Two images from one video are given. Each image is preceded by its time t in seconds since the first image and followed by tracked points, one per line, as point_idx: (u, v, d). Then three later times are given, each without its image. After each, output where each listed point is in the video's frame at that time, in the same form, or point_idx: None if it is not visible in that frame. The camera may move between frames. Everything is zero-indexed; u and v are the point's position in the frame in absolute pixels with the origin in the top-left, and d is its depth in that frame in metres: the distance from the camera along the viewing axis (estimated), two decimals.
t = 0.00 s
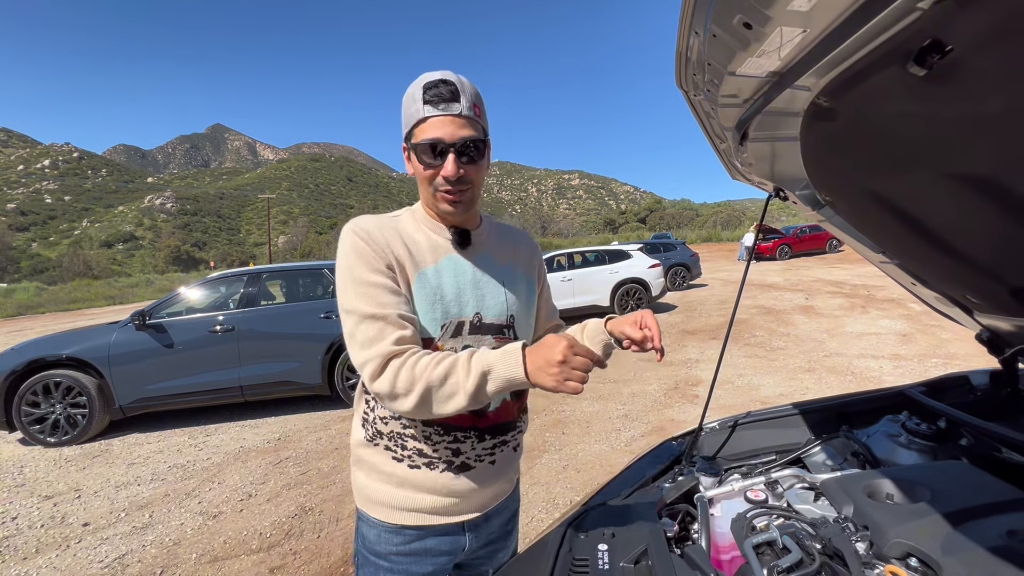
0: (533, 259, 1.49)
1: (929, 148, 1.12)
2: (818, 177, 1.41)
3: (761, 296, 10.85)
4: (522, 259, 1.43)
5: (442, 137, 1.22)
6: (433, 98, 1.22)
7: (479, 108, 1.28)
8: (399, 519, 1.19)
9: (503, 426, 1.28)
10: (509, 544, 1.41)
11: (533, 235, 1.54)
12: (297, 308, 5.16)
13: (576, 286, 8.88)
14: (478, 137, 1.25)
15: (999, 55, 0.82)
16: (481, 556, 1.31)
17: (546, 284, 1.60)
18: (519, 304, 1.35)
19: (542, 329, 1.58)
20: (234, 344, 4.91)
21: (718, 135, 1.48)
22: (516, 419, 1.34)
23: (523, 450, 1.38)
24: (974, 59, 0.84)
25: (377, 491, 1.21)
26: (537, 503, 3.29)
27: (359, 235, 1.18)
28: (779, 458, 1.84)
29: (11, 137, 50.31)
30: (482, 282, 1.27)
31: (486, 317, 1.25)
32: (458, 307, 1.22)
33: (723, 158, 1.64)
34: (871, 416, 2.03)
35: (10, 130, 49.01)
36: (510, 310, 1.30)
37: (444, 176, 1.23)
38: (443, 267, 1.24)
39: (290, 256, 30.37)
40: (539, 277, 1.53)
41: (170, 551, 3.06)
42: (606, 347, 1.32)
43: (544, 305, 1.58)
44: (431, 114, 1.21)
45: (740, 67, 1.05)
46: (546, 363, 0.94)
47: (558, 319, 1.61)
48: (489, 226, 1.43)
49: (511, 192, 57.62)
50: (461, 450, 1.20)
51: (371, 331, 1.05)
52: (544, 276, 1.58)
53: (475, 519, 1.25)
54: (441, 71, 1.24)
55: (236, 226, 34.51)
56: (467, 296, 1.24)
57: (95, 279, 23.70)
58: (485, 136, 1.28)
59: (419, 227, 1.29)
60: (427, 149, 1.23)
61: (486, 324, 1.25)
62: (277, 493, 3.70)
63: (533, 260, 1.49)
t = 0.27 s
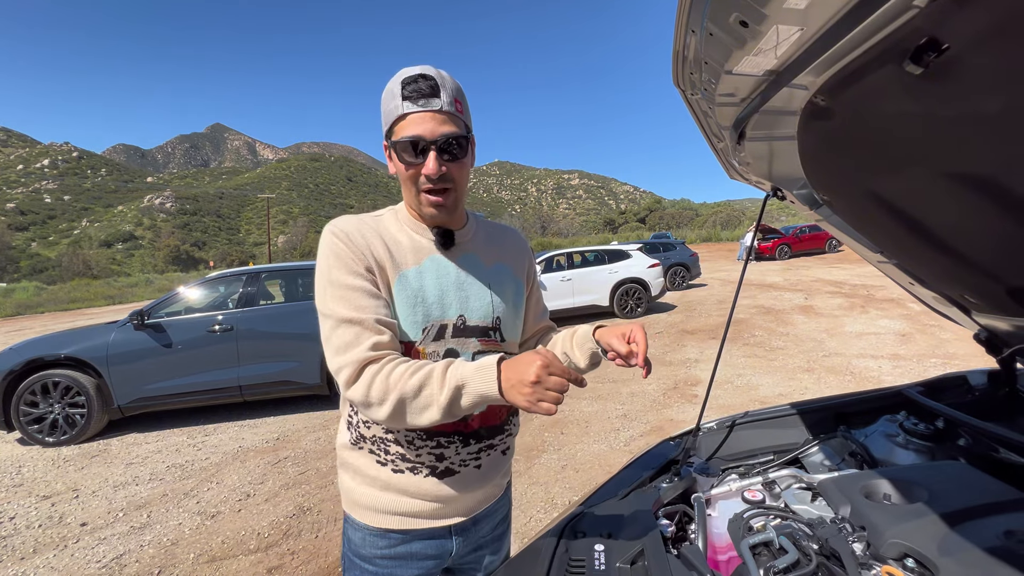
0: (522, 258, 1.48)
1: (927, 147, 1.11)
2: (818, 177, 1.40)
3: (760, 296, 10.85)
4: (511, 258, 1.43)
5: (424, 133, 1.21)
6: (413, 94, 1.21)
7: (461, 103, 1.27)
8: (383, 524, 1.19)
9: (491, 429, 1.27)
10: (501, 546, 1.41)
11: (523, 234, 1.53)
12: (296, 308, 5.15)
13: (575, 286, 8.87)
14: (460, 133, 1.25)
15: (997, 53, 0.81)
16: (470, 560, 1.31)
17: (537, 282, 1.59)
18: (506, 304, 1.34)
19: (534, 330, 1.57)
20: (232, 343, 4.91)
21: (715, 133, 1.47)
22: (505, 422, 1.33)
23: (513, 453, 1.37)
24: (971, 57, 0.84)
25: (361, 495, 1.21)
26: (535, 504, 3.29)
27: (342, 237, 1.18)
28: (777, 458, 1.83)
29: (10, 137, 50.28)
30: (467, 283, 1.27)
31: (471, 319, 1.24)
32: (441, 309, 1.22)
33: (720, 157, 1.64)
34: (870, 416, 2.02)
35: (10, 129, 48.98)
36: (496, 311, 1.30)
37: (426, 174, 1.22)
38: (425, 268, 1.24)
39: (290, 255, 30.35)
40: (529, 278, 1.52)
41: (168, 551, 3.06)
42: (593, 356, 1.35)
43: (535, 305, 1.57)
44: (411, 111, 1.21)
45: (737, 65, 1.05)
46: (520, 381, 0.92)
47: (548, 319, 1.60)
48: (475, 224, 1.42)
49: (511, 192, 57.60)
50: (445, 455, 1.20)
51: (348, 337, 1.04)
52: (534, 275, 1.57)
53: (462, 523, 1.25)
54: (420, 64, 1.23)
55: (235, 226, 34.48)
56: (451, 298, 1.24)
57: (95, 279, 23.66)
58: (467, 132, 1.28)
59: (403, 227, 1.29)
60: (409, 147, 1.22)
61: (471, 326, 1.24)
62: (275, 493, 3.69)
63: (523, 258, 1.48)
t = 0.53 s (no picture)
0: (520, 257, 1.48)
1: (928, 147, 1.11)
2: (818, 178, 1.40)
3: (760, 296, 10.85)
4: (509, 257, 1.43)
5: (424, 128, 1.21)
6: (412, 89, 1.22)
7: (459, 99, 1.28)
8: (380, 527, 1.19)
9: (488, 432, 1.27)
10: (499, 549, 1.41)
11: (520, 234, 1.53)
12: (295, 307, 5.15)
13: (575, 286, 8.87)
14: (460, 128, 1.25)
15: (997, 54, 0.81)
16: (467, 563, 1.30)
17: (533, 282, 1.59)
18: (504, 304, 1.34)
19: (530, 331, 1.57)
20: (232, 343, 4.91)
21: (715, 133, 1.47)
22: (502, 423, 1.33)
23: (511, 454, 1.37)
24: (972, 57, 0.83)
25: (358, 499, 1.21)
26: (535, 504, 3.29)
27: (333, 240, 1.17)
28: (776, 459, 1.83)
29: (10, 136, 50.29)
30: (466, 283, 1.27)
31: (470, 319, 1.25)
32: (440, 310, 1.21)
33: (720, 157, 1.63)
34: (869, 417, 2.02)
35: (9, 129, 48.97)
36: (494, 311, 1.30)
37: (427, 168, 1.21)
38: (424, 269, 1.23)
39: (290, 255, 30.34)
40: (527, 278, 1.52)
41: (168, 551, 3.06)
42: (583, 352, 1.41)
43: (529, 305, 1.57)
44: (411, 105, 1.21)
45: (737, 65, 1.05)
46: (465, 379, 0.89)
47: (543, 319, 1.61)
48: (474, 224, 1.42)
49: (511, 192, 57.61)
50: (443, 458, 1.20)
51: (319, 344, 1.05)
52: (530, 275, 1.57)
53: (460, 526, 1.25)
54: (417, 61, 1.24)
55: (235, 226, 34.47)
56: (450, 298, 1.23)
57: (95, 279, 23.61)
58: (467, 127, 1.28)
59: (401, 225, 1.29)
60: (408, 141, 1.21)
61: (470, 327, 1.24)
62: (275, 493, 3.69)
63: (520, 258, 1.48)
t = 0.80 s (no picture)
0: (522, 259, 1.47)
1: (933, 147, 1.10)
2: (820, 178, 1.40)
3: (760, 296, 10.84)
4: (512, 259, 1.42)
5: (430, 140, 1.20)
6: (415, 98, 1.19)
7: (463, 105, 1.26)
8: (383, 529, 1.19)
9: (492, 434, 1.26)
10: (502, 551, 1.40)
11: (522, 235, 1.52)
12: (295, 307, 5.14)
13: (575, 286, 8.86)
14: (465, 137, 1.24)
15: (1004, 53, 0.81)
16: (470, 565, 1.30)
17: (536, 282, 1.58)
18: (508, 306, 1.33)
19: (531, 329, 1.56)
20: (232, 343, 4.90)
21: (717, 133, 1.46)
22: (506, 425, 1.32)
23: (514, 456, 1.36)
24: (979, 56, 0.83)
25: (361, 501, 1.20)
26: (536, 504, 3.28)
27: (331, 247, 1.17)
28: (778, 460, 1.83)
29: (10, 135, 50.29)
30: (469, 286, 1.26)
31: (473, 322, 1.24)
32: (442, 314, 1.20)
33: (723, 157, 1.63)
34: (872, 418, 2.02)
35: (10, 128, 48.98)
36: (498, 313, 1.29)
37: (434, 181, 1.21)
38: (425, 273, 1.22)
39: (290, 255, 30.32)
40: (529, 278, 1.52)
41: (167, 551, 3.05)
42: (579, 347, 1.42)
43: (532, 305, 1.56)
44: (415, 117, 1.19)
45: (741, 64, 1.04)
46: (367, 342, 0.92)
47: (544, 318, 1.60)
48: (477, 226, 1.41)
49: (511, 192, 57.60)
50: (446, 461, 1.19)
51: (297, 349, 1.11)
52: (533, 275, 1.56)
53: (463, 528, 1.24)
54: (417, 66, 1.20)
55: (235, 225, 34.46)
56: (452, 302, 1.22)
57: (95, 279, 23.56)
58: (472, 135, 1.27)
59: (406, 231, 1.28)
60: (414, 153, 1.20)
61: (473, 330, 1.24)
62: (274, 493, 3.68)
63: (523, 259, 1.47)
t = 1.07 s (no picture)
0: (524, 260, 1.46)
1: (938, 148, 1.10)
2: (824, 180, 1.40)
3: (760, 297, 10.85)
4: (513, 260, 1.41)
5: (427, 143, 1.19)
6: (412, 101, 1.18)
7: (462, 107, 1.25)
8: (386, 530, 1.18)
9: (495, 437, 1.25)
10: (506, 552, 1.39)
11: (524, 235, 1.51)
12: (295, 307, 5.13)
13: (575, 287, 8.86)
14: (463, 140, 1.23)
15: (1011, 54, 0.80)
16: (473, 566, 1.29)
17: (540, 282, 1.57)
18: (510, 308, 1.33)
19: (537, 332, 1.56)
20: (232, 343, 4.89)
21: (720, 134, 1.46)
22: (509, 427, 1.31)
23: (518, 457, 1.36)
24: (987, 57, 0.82)
25: (364, 502, 1.20)
26: (536, 505, 3.27)
27: (330, 256, 1.16)
28: (781, 461, 1.82)
29: (10, 134, 50.24)
30: (469, 290, 1.25)
31: (474, 325, 1.23)
32: (443, 318, 1.20)
33: (725, 158, 1.62)
34: (874, 420, 2.01)
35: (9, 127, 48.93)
36: (499, 316, 1.29)
37: (431, 185, 1.20)
38: (425, 278, 1.22)
39: (289, 254, 30.30)
40: (532, 279, 1.51)
41: (167, 551, 3.04)
42: (586, 361, 1.41)
43: (537, 305, 1.55)
44: (412, 120, 1.18)
45: (745, 65, 1.04)
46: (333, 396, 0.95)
47: (551, 319, 1.59)
48: (477, 227, 1.40)
49: (511, 192, 57.60)
50: (449, 464, 1.19)
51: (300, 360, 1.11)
52: (538, 276, 1.55)
53: (466, 529, 1.24)
54: (418, 68, 1.18)
55: (235, 225, 34.43)
56: (453, 305, 1.22)
57: (94, 278, 23.52)
58: (470, 138, 1.26)
59: (403, 233, 1.27)
60: (411, 157, 1.20)
61: (475, 333, 1.23)
62: (274, 493, 3.68)
63: (525, 260, 1.46)
